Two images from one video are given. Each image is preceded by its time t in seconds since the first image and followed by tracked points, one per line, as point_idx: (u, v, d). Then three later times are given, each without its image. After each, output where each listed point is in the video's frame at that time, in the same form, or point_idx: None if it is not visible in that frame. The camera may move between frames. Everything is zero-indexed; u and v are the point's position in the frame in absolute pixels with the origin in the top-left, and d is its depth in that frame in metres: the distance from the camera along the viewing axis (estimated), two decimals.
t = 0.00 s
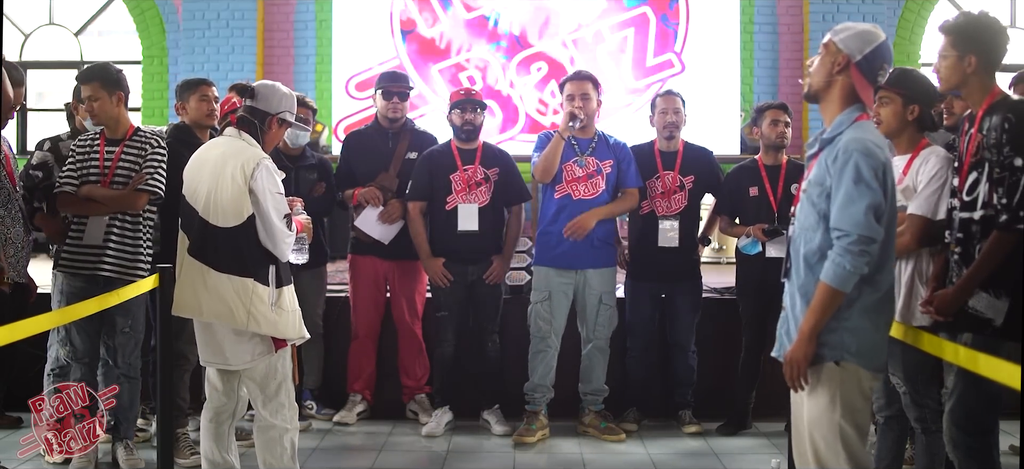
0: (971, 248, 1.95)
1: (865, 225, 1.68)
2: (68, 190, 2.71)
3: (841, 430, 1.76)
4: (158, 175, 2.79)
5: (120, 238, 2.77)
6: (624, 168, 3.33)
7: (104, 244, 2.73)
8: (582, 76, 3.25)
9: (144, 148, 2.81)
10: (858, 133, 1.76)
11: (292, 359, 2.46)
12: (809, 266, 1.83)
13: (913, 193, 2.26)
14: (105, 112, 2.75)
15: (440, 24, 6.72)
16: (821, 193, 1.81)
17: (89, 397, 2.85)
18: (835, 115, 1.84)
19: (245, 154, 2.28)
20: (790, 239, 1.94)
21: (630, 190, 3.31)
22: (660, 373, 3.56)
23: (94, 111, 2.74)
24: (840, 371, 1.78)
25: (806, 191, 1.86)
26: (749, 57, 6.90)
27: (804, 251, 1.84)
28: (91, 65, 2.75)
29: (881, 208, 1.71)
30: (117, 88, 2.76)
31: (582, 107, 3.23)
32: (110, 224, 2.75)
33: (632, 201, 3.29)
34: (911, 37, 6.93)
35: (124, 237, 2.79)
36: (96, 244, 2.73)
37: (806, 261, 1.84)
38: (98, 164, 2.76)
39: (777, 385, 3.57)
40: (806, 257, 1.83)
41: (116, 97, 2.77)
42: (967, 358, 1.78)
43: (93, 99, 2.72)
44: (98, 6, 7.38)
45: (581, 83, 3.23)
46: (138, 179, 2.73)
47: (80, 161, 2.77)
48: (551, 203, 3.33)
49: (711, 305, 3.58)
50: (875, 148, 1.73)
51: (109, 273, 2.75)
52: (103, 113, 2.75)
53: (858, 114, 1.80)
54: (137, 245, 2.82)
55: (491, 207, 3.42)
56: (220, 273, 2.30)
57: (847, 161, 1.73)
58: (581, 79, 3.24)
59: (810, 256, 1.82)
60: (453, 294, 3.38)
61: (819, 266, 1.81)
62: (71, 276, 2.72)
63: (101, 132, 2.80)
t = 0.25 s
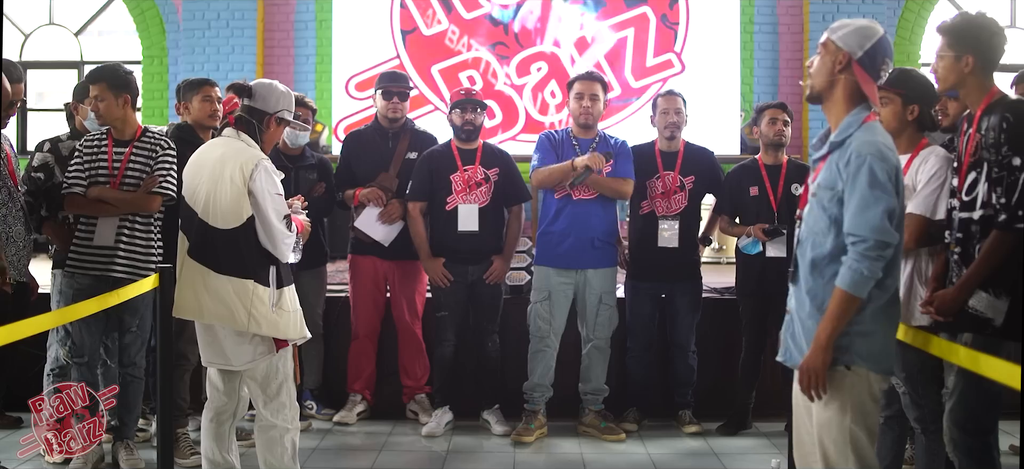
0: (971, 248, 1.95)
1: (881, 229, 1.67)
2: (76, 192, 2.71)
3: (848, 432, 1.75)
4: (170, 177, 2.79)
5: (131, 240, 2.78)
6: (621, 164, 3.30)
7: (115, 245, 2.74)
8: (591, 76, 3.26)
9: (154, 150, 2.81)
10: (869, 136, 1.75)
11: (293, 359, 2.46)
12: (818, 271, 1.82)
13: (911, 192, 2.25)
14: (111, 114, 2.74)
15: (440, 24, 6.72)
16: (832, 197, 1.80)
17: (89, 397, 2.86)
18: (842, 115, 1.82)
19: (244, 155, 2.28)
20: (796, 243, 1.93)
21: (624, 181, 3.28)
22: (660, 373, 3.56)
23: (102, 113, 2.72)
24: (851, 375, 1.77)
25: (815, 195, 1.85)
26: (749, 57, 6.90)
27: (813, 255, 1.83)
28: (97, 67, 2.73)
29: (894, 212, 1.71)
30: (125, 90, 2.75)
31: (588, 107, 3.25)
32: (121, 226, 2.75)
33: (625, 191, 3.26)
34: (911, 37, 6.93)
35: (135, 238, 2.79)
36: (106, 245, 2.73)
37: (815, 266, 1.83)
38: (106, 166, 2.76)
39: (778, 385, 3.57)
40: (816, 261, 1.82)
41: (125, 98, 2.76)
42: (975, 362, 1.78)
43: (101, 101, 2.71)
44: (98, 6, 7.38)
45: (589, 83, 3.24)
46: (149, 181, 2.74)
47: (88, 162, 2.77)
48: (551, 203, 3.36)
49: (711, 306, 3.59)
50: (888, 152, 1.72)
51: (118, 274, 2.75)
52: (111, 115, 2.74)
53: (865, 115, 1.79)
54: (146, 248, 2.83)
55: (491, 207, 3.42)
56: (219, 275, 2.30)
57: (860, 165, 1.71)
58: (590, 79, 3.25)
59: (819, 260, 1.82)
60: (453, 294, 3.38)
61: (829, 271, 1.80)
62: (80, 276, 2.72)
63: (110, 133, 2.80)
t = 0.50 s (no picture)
0: (971, 248, 1.95)
1: (901, 230, 1.63)
2: (79, 192, 2.72)
3: (849, 432, 1.75)
4: (171, 179, 2.79)
5: (133, 241, 2.77)
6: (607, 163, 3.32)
7: (117, 246, 2.73)
8: (581, 77, 3.26)
9: (156, 150, 2.81)
10: (882, 137, 1.72)
11: (293, 359, 2.46)
12: (830, 275, 1.78)
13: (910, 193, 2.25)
14: (112, 113, 2.74)
15: (440, 24, 6.72)
16: (846, 200, 1.75)
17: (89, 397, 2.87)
18: (847, 114, 1.80)
19: (244, 155, 2.28)
20: (804, 247, 1.88)
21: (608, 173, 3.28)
22: (660, 373, 3.56)
23: (100, 112, 2.73)
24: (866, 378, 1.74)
25: (826, 197, 1.80)
26: (749, 57, 6.90)
27: (825, 259, 1.78)
28: (103, 66, 2.75)
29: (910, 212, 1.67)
30: (124, 89, 2.74)
31: (579, 106, 3.25)
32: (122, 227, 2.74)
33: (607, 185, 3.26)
34: (911, 37, 6.93)
35: (137, 241, 2.78)
36: (108, 246, 2.72)
37: (827, 270, 1.79)
38: (109, 167, 2.76)
39: (778, 385, 3.57)
40: (829, 264, 1.78)
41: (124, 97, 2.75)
42: (971, 358, 1.77)
43: (102, 100, 2.71)
44: (98, 6, 7.38)
45: (578, 83, 3.24)
46: (149, 183, 2.74)
47: (90, 162, 2.77)
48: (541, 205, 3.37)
49: (710, 306, 3.59)
50: (902, 152, 1.69)
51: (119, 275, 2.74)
52: (111, 114, 2.73)
53: (872, 116, 1.76)
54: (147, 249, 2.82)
55: (491, 207, 3.42)
56: (219, 275, 2.30)
57: (877, 166, 1.67)
58: (581, 79, 3.25)
59: (832, 263, 1.77)
60: (453, 294, 3.38)
61: (841, 273, 1.77)
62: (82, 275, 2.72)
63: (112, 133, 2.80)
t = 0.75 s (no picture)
0: (971, 247, 1.95)
1: (909, 227, 1.63)
2: (78, 191, 2.72)
3: (850, 432, 1.75)
4: (166, 179, 2.77)
5: (129, 239, 2.77)
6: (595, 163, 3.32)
7: (112, 244, 2.73)
8: (561, 75, 3.26)
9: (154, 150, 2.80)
10: (891, 137, 1.72)
11: (294, 359, 2.46)
12: (839, 276, 1.78)
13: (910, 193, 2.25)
14: (111, 112, 2.74)
15: (441, 24, 6.72)
16: (855, 199, 1.74)
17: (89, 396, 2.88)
18: (852, 114, 1.80)
19: (245, 155, 2.28)
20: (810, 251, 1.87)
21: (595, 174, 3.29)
22: (660, 373, 3.56)
23: (100, 111, 2.73)
24: (872, 377, 1.74)
25: (835, 198, 1.79)
26: (749, 57, 6.90)
27: (835, 260, 1.78)
28: (105, 64, 2.76)
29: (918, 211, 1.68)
30: (122, 88, 2.73)
31: (562, 105, 3.26)
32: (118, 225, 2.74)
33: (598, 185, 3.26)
34: (911, 37, 6.93)
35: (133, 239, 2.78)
36: (104, 245, 2.73)
37: (836, 271, 1.78)
38: (109, 167, 2.76)
39: (777, 385, 3.57)
40: (838, 265, 1.77)
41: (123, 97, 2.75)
42: (971, 358, 1.77)
43: (100, 99, 2.72)
44: (98, 6, 7.38)
45: (560, 83, 3.25)
46: (144, 183, 2.74)
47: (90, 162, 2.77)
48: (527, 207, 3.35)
49: (710, 306, 3.59)
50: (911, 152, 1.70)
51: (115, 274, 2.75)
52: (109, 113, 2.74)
53: (878, 115, 1.77)
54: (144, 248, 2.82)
55: (490, 207, 3.42)
56: (220, 276, 2.30)
57: (889, 164, 1.67)
58: (561, 78, 3.26)
59: (842, 264, 1.77)
60: (453, 294, 3.39)
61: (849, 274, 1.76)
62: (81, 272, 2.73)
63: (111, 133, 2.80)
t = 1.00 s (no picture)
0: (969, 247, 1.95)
1: (882, 216, 1.67)
2: (78, 191, 2.73)
3: (848, 429, 1.74)
4: (164, 180, 2.76)
5: (127, 240, 2.76)
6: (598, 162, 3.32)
7: (109, 244, 2.74)
8: (558, 76, 3.26)
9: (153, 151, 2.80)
10: (892, 135, 1.73)
11: (296, 359, 2.46)
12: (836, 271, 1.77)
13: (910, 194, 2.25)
14: (110, 112, 2.74)
15: (440, 24, 6.72)
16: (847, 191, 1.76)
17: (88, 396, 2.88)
18: (852, 113, 1.80)
19: (250, 155, 2.28)
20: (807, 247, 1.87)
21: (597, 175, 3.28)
22: (660, 373, 3.56)
23: (100, 110, 2.73)
24: (869, 373, 1.74)
25: (831, 193, 1.80)
26: (749, 57, 6.90)
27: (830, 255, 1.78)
28: (105, 64, 2.76)
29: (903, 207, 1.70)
30: (122, 88, 2.73)
31: (561, 106, 3.25)
32: (116, 225, 2.74)
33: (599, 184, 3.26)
34: (911, 37, 6.93)
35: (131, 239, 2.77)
36: (103, 245, 2.73)
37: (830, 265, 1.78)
38: (108, 166, 2.76)
39: (777, 385, 3.57)
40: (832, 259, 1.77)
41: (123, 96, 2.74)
42: (970, 357, 1.77)
43: (100, 99, 2.72)
44: (98, 6, 7.38)
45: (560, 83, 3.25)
46: (143, 184, 2.73)
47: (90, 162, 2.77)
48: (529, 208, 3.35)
49: (710, 306, 3.59)
50: (909, 151, 1.71)
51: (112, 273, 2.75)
52: (108, 113, 2.74)
53: (880, 115, 1.77)
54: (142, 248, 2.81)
55: (490, 207, 3.42)
56: (222, 276, 2.30)
57: (885, 158, 1.69)
58: (559, 79, 3.26)
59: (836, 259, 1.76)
60: (453, 294, 3.39)
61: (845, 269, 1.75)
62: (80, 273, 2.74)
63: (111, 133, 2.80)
